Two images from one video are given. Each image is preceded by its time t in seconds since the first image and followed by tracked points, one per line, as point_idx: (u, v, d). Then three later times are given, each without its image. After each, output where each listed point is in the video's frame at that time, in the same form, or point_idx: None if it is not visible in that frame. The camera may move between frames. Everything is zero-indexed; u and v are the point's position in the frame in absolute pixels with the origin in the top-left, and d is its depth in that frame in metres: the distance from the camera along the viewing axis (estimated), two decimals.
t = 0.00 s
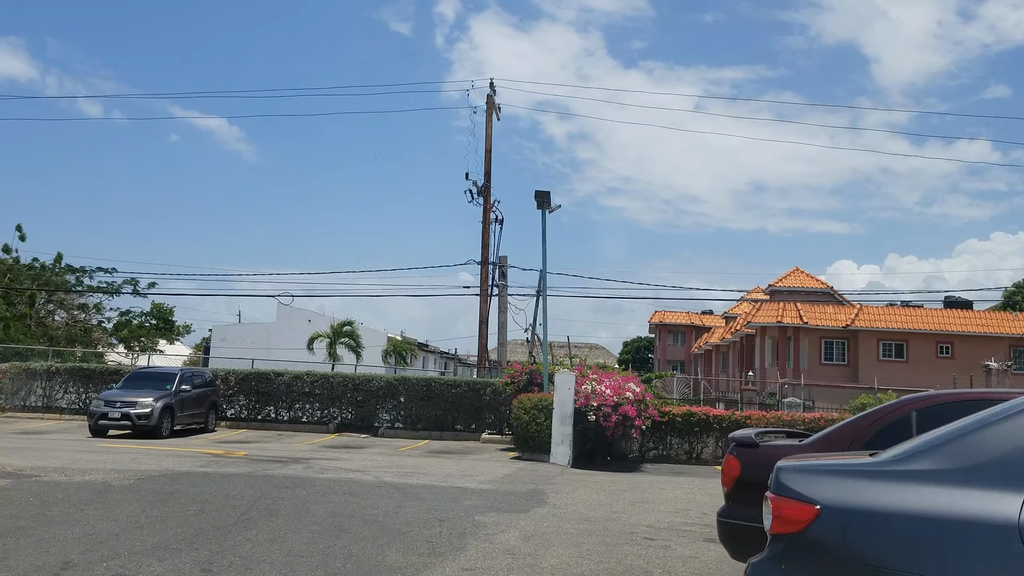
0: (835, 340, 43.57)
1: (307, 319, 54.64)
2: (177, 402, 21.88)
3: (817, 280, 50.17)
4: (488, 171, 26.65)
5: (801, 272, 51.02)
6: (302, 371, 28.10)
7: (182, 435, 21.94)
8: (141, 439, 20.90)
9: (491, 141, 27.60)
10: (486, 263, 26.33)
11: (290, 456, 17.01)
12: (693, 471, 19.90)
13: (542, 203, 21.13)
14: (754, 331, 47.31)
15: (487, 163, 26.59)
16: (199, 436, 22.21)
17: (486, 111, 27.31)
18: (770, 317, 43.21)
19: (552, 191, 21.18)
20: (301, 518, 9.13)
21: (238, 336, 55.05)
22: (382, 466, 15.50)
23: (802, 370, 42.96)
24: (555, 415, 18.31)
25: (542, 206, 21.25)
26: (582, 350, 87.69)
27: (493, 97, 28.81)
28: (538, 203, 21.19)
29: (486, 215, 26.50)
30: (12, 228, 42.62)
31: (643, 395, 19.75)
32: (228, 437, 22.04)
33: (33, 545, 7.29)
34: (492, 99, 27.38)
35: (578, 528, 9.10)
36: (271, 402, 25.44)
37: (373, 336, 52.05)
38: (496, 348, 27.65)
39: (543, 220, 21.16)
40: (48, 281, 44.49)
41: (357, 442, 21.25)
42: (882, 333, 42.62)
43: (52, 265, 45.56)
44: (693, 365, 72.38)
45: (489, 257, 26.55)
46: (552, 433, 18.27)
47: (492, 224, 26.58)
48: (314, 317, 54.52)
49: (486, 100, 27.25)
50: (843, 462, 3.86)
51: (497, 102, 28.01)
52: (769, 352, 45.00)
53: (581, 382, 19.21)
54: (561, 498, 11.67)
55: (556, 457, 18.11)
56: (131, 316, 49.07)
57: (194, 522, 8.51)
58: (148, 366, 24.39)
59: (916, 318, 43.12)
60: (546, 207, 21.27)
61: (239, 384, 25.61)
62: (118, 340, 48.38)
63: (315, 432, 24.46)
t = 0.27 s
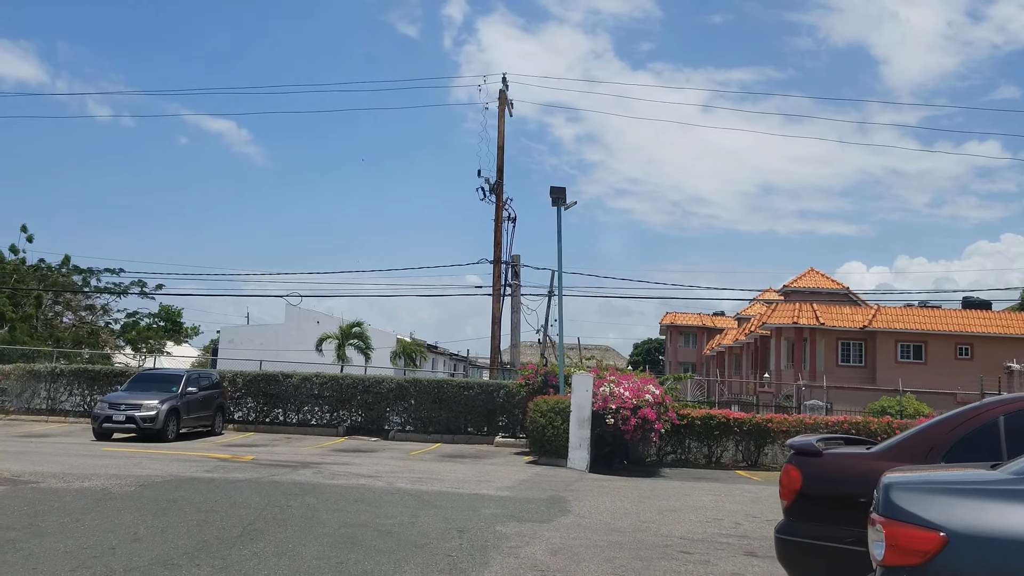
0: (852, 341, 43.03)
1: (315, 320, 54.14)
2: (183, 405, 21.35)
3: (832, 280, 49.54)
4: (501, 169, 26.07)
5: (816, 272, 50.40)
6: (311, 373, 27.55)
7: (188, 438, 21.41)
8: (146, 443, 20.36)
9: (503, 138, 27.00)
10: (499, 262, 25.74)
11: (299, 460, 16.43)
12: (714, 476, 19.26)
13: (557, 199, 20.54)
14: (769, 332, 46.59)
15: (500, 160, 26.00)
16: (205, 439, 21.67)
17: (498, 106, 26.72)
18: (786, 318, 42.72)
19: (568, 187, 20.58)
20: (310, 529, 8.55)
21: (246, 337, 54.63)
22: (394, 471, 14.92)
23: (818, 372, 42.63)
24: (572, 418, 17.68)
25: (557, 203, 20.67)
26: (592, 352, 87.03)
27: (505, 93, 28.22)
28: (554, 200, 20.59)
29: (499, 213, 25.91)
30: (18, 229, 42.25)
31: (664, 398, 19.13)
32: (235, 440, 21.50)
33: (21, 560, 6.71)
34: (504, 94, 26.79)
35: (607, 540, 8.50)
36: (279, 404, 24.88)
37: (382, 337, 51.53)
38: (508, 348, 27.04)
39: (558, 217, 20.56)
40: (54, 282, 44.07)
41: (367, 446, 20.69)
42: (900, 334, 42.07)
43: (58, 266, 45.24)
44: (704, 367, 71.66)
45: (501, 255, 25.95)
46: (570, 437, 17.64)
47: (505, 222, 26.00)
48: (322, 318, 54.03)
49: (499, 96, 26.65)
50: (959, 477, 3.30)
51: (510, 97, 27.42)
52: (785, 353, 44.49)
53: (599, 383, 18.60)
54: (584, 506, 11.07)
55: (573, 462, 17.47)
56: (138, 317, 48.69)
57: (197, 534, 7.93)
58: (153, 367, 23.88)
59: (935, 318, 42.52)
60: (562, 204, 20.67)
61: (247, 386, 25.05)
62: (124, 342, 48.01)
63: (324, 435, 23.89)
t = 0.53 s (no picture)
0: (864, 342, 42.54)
1: (318, 321, 53.54)
2: (182, 407, 20.76)
3: (841, 280, 48.94)
4: (508, 165, 25.47)
5: (825, 271, 49.78)
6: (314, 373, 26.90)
7: (187, 441, 20.82)
8: (144, 446, 19.76)
9: (510, 134, 26.39)
10: (506, 261, 25.15)
11: (302, 464, 15.82)
12: (730, 480, 18.65)
13: (567, 194, 19.97)
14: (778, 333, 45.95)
15: (507, 156, 25.39)
16: (205, 442, 21.08)
17: (505, 101, 26.13)
18: (796, 319, 42.25)
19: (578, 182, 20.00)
20: (314, 540, 7.95)
21: (248, 338, 54.08)
22: (400, 476, 14.32)
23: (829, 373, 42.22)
24: (585, 420, 17.06)
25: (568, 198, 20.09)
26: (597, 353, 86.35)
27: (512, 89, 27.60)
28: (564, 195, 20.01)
29: (506, 210, 25.32)
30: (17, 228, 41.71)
31: (679, 399, 18.55)
32: (236, 443, 20.90)
33: None
34: (511, 89, 26.19)
35: (635, 553, 7.89)
36: (282, 406, 24.26)
37: (385, 338, 50.93)
38: (516, 349, 26.40)
39: (568, 213, 19.98)
40: (54, 282, 43.51)
41: (372, 449, 20.10)
42: (912, 335, 41.56)
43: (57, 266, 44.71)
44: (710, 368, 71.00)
45: (508, 254, 25.35)
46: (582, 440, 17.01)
47: (512, 220, 25.41)
48: (325, 319, 53.46)
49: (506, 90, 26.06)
50: None
51: (517, 92, 26.84)
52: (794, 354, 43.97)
53: (612, 385, 17.99)
54: (604, 514, 10.48)
55: (586, 467, 16.83)
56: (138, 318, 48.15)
57: (192, 548, 7.34)
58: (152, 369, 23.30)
59: (948, 319, 41.95)
60: (572, 200, 20.09)
61: (248, 388, 24.43)
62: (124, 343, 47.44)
63: (327, 438, 23.28)
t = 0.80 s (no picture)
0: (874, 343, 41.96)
1: (320, 322, 52.95)
2: (181, 409, 20.17)
3: (851, 280, 48.32)
4: (515, 160, 24.86)
5: (833, 271, 49.14)
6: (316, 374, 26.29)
7: (186, 444, 20.23)
8: (142, 449, 19.17)
9: (517, 128, 25.78)
10: (513, 259, 24.53)
11: (304, 469, 15.21)
12: (746, 485, 18.02)
13: (578, 188, 19.32)
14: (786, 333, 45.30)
15: (514, 152, 24.78)
16: (205, 444, 20.48)
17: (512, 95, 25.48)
18: (805, 319, 41.63)
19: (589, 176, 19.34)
20: (317, 554, 7.34)
21: (250, 339, 53.50)
22: (406, 481, 13.71)
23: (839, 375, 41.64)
24: (597, 423, 16.44)
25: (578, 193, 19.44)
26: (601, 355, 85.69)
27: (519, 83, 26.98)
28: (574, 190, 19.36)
29: (512, 207, 24.69)
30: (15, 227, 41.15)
31: (695, 400, 17.95)
32: (235, 446, 20.29)
33: None
34: (518, 83, 25.57)
35: (665, 569, 7.26)
36: (283, 408, 23.65)
37: (388, 338, 50.34)
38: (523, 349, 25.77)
39: (578, 208, 19.34)
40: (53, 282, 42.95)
41: (376, 452, 19.50)
42: (924, 335, 40.96)
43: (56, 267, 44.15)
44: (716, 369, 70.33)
45: (515, 251, 24.72)
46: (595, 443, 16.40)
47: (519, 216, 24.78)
48: (327, 320, 52.86)
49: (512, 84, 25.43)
50: None
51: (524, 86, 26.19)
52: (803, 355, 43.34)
53: (625, 386, 17.38)
54: (625, 523, 9.87)
55: (599, 471, 16.21)
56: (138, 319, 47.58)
57: (184, 563, 6.73)
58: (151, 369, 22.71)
59: (960, 318, 41.32)
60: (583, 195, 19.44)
61: (249, 389, 23.83)
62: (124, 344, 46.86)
63: (330, 441, 22.67)
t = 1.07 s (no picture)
0: (886, 340, 41.36)
1: (324, 324, 52.37)
2: (181, 413, 19.57)
3: (860, 276, 47.69)
4: (522, 155, 24.26)
5: (843, 268, 48.50)
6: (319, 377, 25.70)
7: (187, 450, 19.63)
8: (141, 455, 18.57)
9: (523, 123, 25.17)
10: (521, 256, 23.91)
11: (308, 475, 14.59)
12: (767, 488, 17.39)
13: (588, 181, 18.71)
14: (797, 331, 44.66)
15: (521, 147, 24.17)
16: (205, 450, 19.87)
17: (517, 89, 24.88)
18: (816, 316, 41.01)
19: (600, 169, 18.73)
20: (324, 572, 6.72)
21: (253, 342, 53.00)
22: (416, 487, 13.09)
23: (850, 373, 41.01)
24: (613, 424, 15.82)
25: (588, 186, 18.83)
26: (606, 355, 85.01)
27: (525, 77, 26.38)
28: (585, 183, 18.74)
29: (520, 203, 24.06)
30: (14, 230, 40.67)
31: (711, 399, 17.33)
32: (238, 451, 19.69)
33: None
34: (524, 76, 24.98)
35: None
36: (286, 412, 23.03)
37: (393, 340, 49.75)
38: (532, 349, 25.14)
39: (589, 202, 18.72)
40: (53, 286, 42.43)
41: (382, 457, 18.88)
42: (936, 331, 40.35)
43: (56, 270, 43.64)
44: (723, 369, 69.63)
45: (523, 249, 24.09)
46: (610, 446, 15.76)
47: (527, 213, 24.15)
48: (331, 322, 52.30)
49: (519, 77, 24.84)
50: None
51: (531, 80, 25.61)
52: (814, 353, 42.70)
53: (640, 386, 16.75)
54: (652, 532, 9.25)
55: (615, 475, 15.59)
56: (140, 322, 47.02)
57: None
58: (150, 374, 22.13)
59: (973, 314, 40.69)
60: (593, 188, 18.82)
61: (251, 392, 23.23)
62: (125, 348, 46.31)
63: (335, 445, 22.03)
